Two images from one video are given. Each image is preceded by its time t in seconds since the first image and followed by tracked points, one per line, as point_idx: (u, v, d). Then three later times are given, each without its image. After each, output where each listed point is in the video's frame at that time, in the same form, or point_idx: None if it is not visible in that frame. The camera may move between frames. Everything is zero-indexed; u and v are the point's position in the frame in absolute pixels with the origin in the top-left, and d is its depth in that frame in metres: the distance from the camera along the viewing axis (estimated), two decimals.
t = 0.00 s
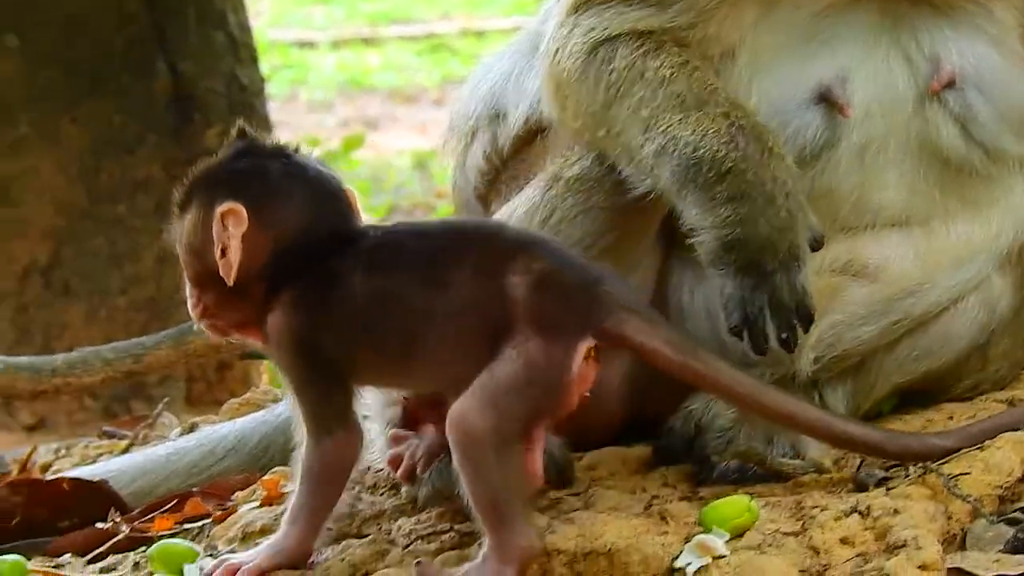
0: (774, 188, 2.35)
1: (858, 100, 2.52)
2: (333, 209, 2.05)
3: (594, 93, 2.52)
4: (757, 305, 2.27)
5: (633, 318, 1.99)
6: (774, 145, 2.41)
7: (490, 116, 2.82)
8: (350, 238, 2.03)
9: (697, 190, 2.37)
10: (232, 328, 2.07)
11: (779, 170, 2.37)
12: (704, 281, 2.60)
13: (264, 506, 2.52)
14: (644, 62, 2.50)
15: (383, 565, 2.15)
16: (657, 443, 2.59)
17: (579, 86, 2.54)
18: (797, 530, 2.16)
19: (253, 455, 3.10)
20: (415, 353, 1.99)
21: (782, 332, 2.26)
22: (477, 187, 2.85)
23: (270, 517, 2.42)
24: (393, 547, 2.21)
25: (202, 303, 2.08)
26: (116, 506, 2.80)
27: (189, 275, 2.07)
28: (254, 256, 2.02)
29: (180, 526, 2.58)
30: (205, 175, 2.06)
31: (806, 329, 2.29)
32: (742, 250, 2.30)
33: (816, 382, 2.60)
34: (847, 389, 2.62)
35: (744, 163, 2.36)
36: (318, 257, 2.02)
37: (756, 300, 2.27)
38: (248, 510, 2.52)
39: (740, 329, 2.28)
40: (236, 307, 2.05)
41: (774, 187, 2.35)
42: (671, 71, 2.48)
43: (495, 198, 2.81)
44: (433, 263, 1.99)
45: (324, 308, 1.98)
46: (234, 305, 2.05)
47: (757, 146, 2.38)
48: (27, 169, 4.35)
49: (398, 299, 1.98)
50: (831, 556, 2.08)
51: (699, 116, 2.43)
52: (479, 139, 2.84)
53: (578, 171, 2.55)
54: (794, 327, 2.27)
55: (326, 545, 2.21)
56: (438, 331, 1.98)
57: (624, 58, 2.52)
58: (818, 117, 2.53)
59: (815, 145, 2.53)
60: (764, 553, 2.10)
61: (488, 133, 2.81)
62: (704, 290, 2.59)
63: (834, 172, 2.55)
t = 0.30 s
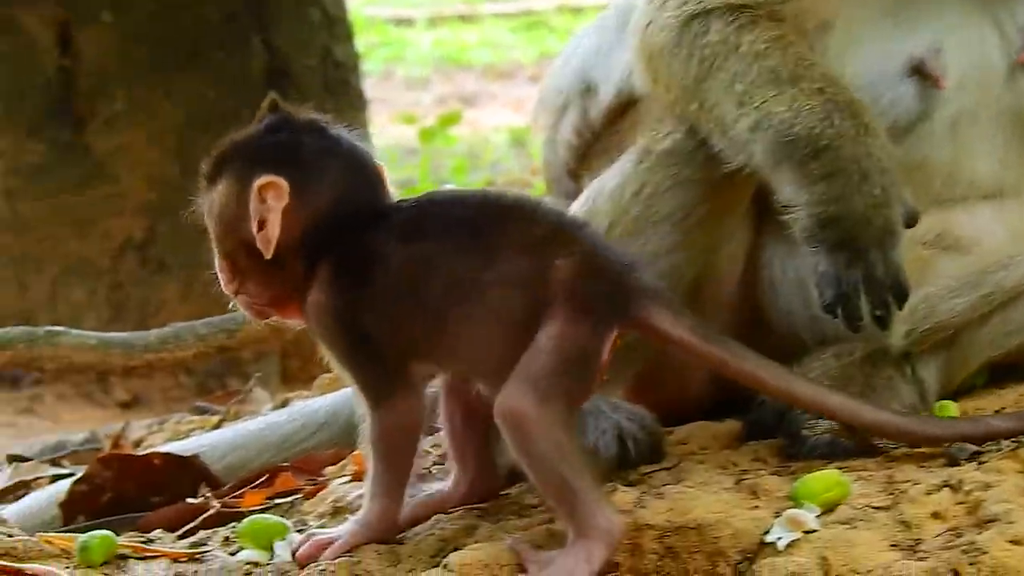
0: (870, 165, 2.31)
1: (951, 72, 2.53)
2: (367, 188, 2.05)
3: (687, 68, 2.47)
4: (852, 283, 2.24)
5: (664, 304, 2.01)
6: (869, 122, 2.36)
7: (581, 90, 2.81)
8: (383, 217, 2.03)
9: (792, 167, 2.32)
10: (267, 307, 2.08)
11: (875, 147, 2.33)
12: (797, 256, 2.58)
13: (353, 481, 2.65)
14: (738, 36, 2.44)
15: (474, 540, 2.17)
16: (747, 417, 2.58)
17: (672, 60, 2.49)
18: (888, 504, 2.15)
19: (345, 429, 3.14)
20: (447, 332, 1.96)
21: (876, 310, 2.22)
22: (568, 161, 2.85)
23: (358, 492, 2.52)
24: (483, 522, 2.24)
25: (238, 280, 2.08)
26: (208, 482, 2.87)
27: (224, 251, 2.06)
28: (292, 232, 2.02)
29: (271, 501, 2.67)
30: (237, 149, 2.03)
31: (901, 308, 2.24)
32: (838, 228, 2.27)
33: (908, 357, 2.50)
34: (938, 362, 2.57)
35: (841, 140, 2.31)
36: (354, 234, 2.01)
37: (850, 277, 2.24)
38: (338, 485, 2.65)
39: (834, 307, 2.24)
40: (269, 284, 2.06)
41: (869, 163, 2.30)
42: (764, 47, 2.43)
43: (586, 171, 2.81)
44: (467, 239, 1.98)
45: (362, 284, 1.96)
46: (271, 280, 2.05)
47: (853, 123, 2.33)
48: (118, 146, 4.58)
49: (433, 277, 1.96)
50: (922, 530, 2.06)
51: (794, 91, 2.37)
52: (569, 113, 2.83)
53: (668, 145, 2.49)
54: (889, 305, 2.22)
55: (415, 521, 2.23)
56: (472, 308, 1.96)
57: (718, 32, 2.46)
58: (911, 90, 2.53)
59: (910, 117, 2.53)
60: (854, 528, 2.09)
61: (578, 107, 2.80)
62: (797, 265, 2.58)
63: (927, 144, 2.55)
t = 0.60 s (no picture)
0: (932, 148, 2.32)
1: (1013, 53, 2.57)
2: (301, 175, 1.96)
3: (750, 48, 2.46)
4: (916, 266, 2.26)
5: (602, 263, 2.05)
6: (931, 105, 2.36)
7: (642, 70, 2.77)
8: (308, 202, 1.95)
9: (854, 150, 2.32)
10: (185, 308, 1.91)
11: (937, 129, 2.34)
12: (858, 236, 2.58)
13: (415, 464, 2.71)
14: (801, 17, 2.43)
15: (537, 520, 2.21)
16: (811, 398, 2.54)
17: (735, 41, 2.47)
18: (950, 485, 2.15)
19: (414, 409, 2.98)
20: (388, 317, 1.93)
21: (941, 292, 2.25)
22: (630, 142, 2.82)
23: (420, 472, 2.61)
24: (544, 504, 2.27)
25: (163, 280, 1.90)
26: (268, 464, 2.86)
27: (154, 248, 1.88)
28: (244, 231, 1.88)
29: (332, 484, 2.75)
30: (181, 143, 1.85)
31: (965, 289, 2.28)
32: (901, 211, 2.28)
33: (969, 337, 2.60)
34: (1001, 343, 2.63)
35: (902, 123, 2.32)
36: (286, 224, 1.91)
37: (914, 260, 2.26)
38: (400, 467, 2.72)
39: (899, 290, 2.27)
40: (196, 286, 1.90)
41: (932, 147, 2.31)
42: (826, 28, 2.42)
43: (648, 152, 2.79)
44: (408, 223, 1.93)
45: (296, 282, 1.90)
46: (201, 282, 1.90)
47: (916, 107, 2.34)
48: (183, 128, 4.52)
49: (379, 264, 1.91)
50: (985, 511, 2.06)
51: (856, 74, 2.36)
52: (631, 93, 2.80)
53: (732, 125, 2.45)
54: (953, 287, 2.26)
55: (478, 505, 2.32)
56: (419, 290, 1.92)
57: (781, 13, 2.45)
58: (974, 68, 2.55)
59: (972, 96, 2.55)
60: (917, 509, 2.09)
61: (640, 87, 2.77)
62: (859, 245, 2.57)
63: (990, 122, 2.57)
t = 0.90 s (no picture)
0: (980, 141, 2.29)
1: None
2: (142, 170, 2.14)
3: (797, 39, 2.41)
4: (965, 258, 2.23)
5: (456, 255, 2.08)
6: (978, 96, 2.33)
7: (692, 61, 2.77)
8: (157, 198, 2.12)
9: (901, 144, 2.31)
10: (39, 304, 2.13)
11: (985, 121, 2.31)
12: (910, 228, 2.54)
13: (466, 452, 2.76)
14: (848, 8, 2.37)
15: (587, 509, 2.25)
16: (861, 387, 2.56)
17: (784, 31, 2.43)
18: (1003, 476, 2.14)
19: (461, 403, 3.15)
20: (235, 306, 2.03)
21: (990, 285, 2.21)
22: (678, 131, 2.83)
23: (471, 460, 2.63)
24: (595, 494, 2.30)
25: (13, 279, 2.11)
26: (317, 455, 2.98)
27: None
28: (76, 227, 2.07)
29: (384, 473, 2.82)
30: None
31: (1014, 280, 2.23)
32: (947, 204, 2.27)
33: None
34: None
35: (949, 116, 2.30)
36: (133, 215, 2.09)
37: (963, 253, 2.23)
38: (452, 456, 2.76)
39: (948, 282, 2.23)
40: (41, 284, 2.10)
41: (979, 139, 2.29)
42: (874, 18, 2.36)
43: (699, 142, 2.78)
44: (250, 218, 2.06)
45: (133, 266, 2.04)
46: (48, 281, 2.10)
47: (962, 98, 2.31)
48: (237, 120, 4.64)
49: (216, 256, 2.03)
50: None
51: (903, 66, 2.33)
52: (681, 83, 2.80)
53: (779, 117, 2.45)
54: (1002, 279, 2.21)
55: (527, 496, 2.36)
56: (267, 281, 2.03)
57: (827, 3, 2.38)
58: None
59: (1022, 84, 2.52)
60: (969, 501, 2.08)
61: (690, 78, 2.76)
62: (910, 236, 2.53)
63: None
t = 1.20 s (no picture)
0: None
1: None
2: (225, 163, 2.40)
3: (940, 46, 2.55)
4: None
5: (519, 268, 2.29)
6: None
7: (842, 69, 2.92)
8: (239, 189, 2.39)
9: None
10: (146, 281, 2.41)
11: None
12: None
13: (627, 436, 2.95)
14: (990, 17, 2.49)
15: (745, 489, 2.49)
16: (1002, 374, 2.68)
17: (927, 39, 2.58)
18: None
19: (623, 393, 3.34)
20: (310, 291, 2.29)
21: None
22: (829, 135, 2.98)
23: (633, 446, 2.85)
24: (751, 475, 2.54)
25: (118, 255, 2.40)
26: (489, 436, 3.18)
27: (98, 223, 2.41)
28: (152, 211, 2.35)
29: (552, 457, 3.04)
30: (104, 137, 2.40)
31: None
32: None
33: None
34: None
35: None
36: (221, 203, 2.35)
37: None
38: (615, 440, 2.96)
39: None
40: (141, 261, 2.39)
41: None
42: (1014, 27, 2.47)
43: (846, 143, 2.94)
44: (326, 215, 2.32)
45: (203, 247, 2.30)
46: (138, 258, 2.39)
47: None
48: (414, 123, 5.12)
49: (285, 241, 2.30)
50: None
51: None
52: (830, 89, 2.96)
53: (923, 120, 2.59)
54: None
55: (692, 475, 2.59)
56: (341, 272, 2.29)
57: (970, 14, 2.51)
58: None
59: None
60: None
61: (840, 85, 2.91)
62: None
63: None
